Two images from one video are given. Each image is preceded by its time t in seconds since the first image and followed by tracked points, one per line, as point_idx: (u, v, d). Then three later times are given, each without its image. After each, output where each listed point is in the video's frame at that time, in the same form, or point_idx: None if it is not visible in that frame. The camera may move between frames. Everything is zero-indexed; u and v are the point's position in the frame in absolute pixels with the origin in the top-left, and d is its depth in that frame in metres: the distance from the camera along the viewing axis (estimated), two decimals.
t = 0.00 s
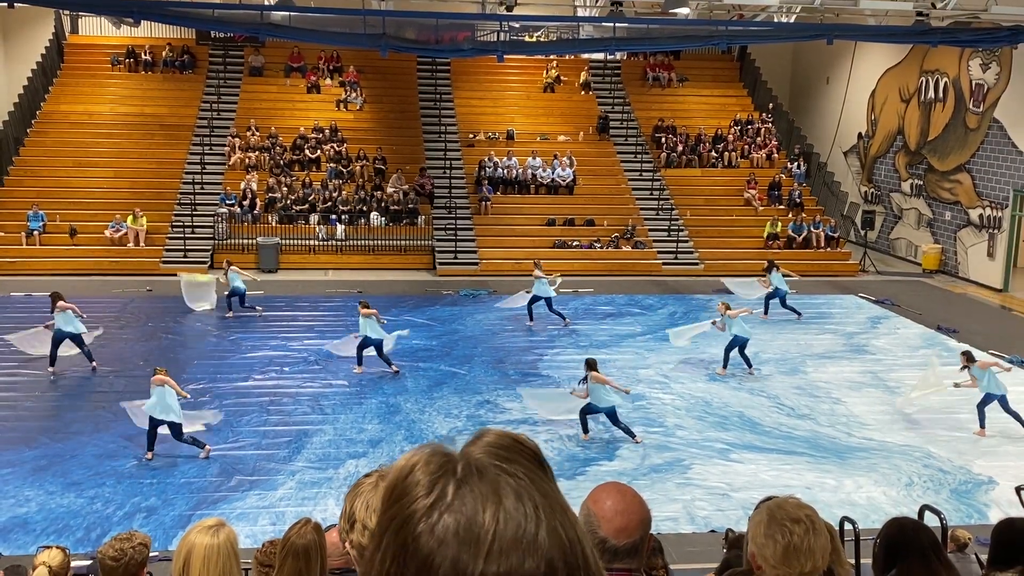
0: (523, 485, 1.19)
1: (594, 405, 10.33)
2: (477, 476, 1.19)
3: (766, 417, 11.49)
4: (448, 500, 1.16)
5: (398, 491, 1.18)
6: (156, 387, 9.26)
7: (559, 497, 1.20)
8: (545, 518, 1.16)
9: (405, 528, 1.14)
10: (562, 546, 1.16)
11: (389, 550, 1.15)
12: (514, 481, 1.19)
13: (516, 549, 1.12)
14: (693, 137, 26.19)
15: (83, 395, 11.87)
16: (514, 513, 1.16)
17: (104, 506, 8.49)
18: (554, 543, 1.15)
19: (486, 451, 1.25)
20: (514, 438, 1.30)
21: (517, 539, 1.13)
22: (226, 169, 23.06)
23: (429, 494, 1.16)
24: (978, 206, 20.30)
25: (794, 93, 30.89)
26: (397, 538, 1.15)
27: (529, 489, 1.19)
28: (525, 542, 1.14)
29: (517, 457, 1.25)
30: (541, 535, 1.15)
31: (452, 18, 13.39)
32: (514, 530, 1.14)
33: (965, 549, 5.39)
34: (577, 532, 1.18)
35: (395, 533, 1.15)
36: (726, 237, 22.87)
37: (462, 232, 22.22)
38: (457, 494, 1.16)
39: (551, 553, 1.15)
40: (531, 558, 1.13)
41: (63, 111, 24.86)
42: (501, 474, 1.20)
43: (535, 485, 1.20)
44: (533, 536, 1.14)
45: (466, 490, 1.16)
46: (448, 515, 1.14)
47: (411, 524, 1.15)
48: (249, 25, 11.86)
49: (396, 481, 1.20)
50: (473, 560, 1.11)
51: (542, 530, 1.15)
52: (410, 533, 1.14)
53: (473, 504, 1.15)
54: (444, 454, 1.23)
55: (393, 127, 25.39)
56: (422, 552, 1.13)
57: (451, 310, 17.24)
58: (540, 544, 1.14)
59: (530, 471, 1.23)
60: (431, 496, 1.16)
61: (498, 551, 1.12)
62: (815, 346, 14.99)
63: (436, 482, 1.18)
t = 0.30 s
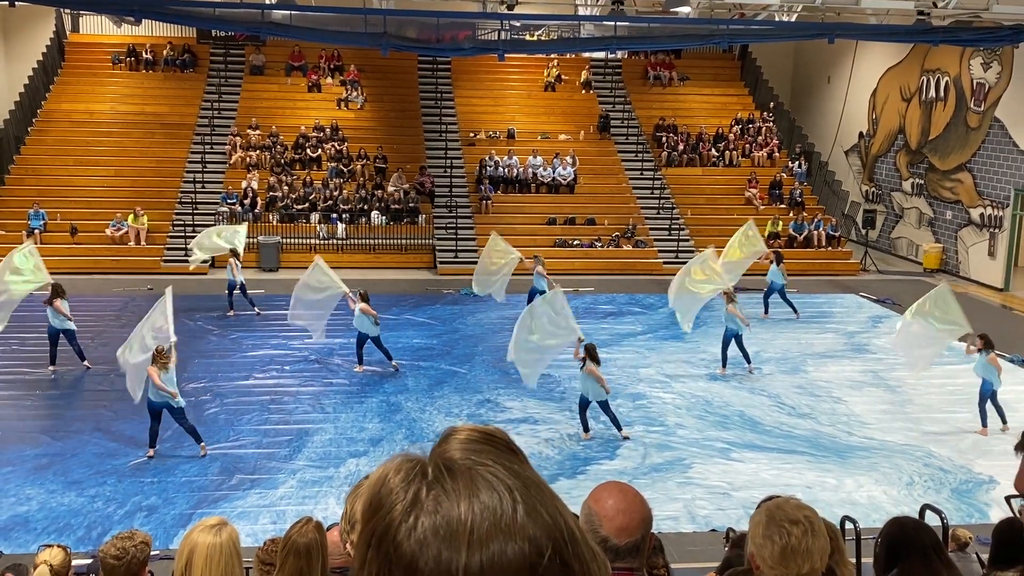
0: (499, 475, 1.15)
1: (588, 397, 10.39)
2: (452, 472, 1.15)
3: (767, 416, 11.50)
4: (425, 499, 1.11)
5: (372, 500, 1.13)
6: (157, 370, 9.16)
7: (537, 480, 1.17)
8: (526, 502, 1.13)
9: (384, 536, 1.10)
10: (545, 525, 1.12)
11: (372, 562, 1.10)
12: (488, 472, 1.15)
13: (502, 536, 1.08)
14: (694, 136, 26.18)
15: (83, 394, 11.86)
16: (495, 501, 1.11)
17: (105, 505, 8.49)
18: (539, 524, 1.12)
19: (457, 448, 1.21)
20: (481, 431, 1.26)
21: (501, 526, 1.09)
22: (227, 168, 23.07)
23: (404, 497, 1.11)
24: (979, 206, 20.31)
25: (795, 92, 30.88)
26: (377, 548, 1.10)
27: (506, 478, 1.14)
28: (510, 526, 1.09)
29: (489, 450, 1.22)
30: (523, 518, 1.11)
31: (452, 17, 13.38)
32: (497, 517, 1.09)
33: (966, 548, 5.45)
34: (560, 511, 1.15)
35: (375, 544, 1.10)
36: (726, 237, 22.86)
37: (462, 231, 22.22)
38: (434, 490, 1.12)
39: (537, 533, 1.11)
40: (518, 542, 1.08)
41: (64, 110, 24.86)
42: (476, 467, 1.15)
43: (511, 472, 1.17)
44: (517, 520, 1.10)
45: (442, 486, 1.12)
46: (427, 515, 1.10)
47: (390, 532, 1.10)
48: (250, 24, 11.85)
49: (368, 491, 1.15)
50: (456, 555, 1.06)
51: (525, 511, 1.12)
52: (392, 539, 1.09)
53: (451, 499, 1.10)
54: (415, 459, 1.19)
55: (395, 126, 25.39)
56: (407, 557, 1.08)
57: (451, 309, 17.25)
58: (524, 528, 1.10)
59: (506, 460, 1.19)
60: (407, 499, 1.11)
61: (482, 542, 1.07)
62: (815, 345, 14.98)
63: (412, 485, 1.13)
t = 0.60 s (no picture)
0: (488, 480, 1.13)
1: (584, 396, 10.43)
2: (442, 481, 1.13)
3: (768, 415, 11.50)
4: (416, 510, 1.10)
5: (364, 516, 1.12)
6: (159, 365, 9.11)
7: (526, 483, 1.15)
8: (515, 505, 1.10)
9: (375, 551, 1.09)
10: (538, 527, 1.10)
11: None
12: (477, 477, 1.13)
13: (490, 545, 1.06)
14: (695, 135, 26.16)
15: (84, 393, 11.86)
16: (482, 504, 1.10)
17: (106, 504, 8.49)
18: (531, 528, 1.10)
19: (447, 452, 1.19)
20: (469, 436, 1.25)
21: (489, 534, 1.07)
22: (228, 166, 23.06)
23: (395, 509, 1.11)
24: (981, 205, 20.29)
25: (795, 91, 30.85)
26: (371, 565, 1.09)
27: (495, 482, 1.12)
28: (500, 533, 1.07)
29: (479, 454, 1.20)
30: (513, 523, 1.09)
31: (453, 15, 13.35)
32: (487, 524, 1.08)
33: (967, 547, 5.50)
34: (552, 512, 1.13)
35: (368, 561, 1.10)
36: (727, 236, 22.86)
37: (463, 230, 22.22)
38: (424, 502, 1.10)
39: (528, 537, 1.08)
40: (508, 547, 1.07)
41: (65, 109, 24.86)
42: (464, 473, 1.14)
43: (501, 476, 1.14)
44: (506, 525, 1.08)
45: (430, 496, 1.11)
46: (417, 528, 1.08)
47: (381, 545, 1.09)
48: (250, 23, 11.85)
49: (359, 506, 1.14)
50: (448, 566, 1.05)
51: (514, 516, 1.09)
52: (385, 556, 1.09)
53: (439, 510, 1.09)
54: (405, 468, 1.17)
55: (395, 125, 25.38)
56: (399, 570, 1.08)
57: (452, 308, 17.26)
58: (515, 532, 1.08)
59: (497, 463, 1.18)
60: (396, 511, 1.10)
61: (473, 551, 1.06)
62: (816, 344, 14.98)
63: (402, 497, 1.12)
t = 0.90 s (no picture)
0: (479, 478, 1.13)
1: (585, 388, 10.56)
2: (430, 481, 1.13)
3: (768, 414, 11.50)
4: (404, 510, 1.11)
5: (354, 518, 1.13)
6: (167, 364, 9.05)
7: (515, 476, 1.15)
8: (502, 501, 1.10)
9: (366, 554, 1.10)
10: (526, 523, 1.10)
11: None
12: (466, 474, 1.13)
13: (478, 541, 1.07)
14: (696, 135, 26.19)
15: (84, 393, 11.86)
16: (470, 502, 1.10)
17: (107, 504, 8.49)
18: (519, 523, 1.10)
19: (437, 451, 1.18)
20: (460, 434, 1.24)
21: (476, 531, 1.07)
22: (228, 166, 23.05)
23: (384, 511, 1.11)
24: (982, 204, 20.27)
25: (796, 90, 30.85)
26: (361, 568, 1.10)
27: (485, 481, 1.12)
28: (488, 531, 1.08)
29: (469, 451, 1.20)
30: (500, 519, 1.09)
31: (453, 15, 13.33)
32: (474, 523, 1.08)
33: (967, 546, 5.52)
34: (541, 506, 1.13)
35: (360, 564, 1.10)
36: (726, 235, 22.87)
37: (464, 229, 22.24)
38: (411, 502, 1.11)
39: (516, 533, 1.09)
40: (496, 543, 1.07)
41: (65, 108, 24.86)
42: (453, 471, 1.14)
43: (488, 473, 1.15)
44: (493, 523, 1.08)
45: (418, 496, 1.11)
46: (406, 529, 1.09)
47: (373, 546, 1.09)
48: (251, 22, 11.84)
49: (349, 509, 1.15)
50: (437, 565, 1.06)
51: (502, 514, 1.09)
52: (375, 558, 1.09)
53: (426, 510, 1.09)
54: (394, 470, 1.17)
55: (396, 124, 25.40)
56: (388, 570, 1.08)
57: (452, 307, 17.27)
58: (504, 528, 1.08)
59: (486, 459, 1.18)
60: (385, 514, 1.11)
61: (462, 549, 1.06)
62: (816, 344, 14.98)
63: (391, 498, 1.13)
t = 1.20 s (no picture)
0: (480, 468, 1.13)
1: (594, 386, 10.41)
2: (428, 472, 1.13)
3: (769, 414, 11.49)
4: (404, 500, 1.10)
5: (353, 514, 1.12)
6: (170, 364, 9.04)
7: (515, 468, 1.15)
8: (503, 488, 1.10)
9: (367, 544, 1.09)
10: (525, 508, 1.10)
11: None
12: (467, 466, 1.13)
13: (476, 529, 1.06)
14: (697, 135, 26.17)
15: (85, 393, 11.86)
16: (469, 491, 1.09)
17: (108, 504, 8.50)
18: (517, 510, 1.09)
19: (438, 448, 1.19)
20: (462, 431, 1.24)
21: (475, 517, 1.06)
22: (229, 166, 23.04)
23: (384, 503, 1.11)
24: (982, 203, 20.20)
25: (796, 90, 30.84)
26: (363, 559, 1.10)
27: (484, 471, 1.12)
28: (486, 518, 1.07)
29: (468, 448, 1.20)
30: (501, 506, 1.08)
31: (454, 15, 13.29)
32: (473, 509, 1.07)
33: (968, 546, 5.53)
34: (541, 493, 1.12)
35: (361, 554, 1.10)
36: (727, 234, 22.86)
37: (464, 229, 22.25)
38: (410, 493, 1.10)
39: (515, 519, 1.08)
40: (497, 529, 1.06)
41: (65, 109, 24.86)
42: (454, 463, 1.14)
43: (487, 464, 1.15)
44: (492, 508, 1.07)
45: (416, 486, 1.11)
46: (406, 516, 1.08)
47: (373, 536, 1.09)
48: (251, 22, 11.83)
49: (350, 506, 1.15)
50: (436, 550, 1.06)
51: (503, 503, 1.09)
52: (376, 544, 1.09)
53: (427, 499, 1.09)
54: (395, 465, 1.18)
55: (397, 124, 25.40)
56: (389, 557, 1.08)
57: (453, 307, 17.27)
58: (504, 515, 1.07)
59: (484, 454, 1.18)
60: (385, 503, 1.11)
61: (461, 536, 1.05)
62: (817, 343, 14.97)
63: (389, 493, 1.12)
